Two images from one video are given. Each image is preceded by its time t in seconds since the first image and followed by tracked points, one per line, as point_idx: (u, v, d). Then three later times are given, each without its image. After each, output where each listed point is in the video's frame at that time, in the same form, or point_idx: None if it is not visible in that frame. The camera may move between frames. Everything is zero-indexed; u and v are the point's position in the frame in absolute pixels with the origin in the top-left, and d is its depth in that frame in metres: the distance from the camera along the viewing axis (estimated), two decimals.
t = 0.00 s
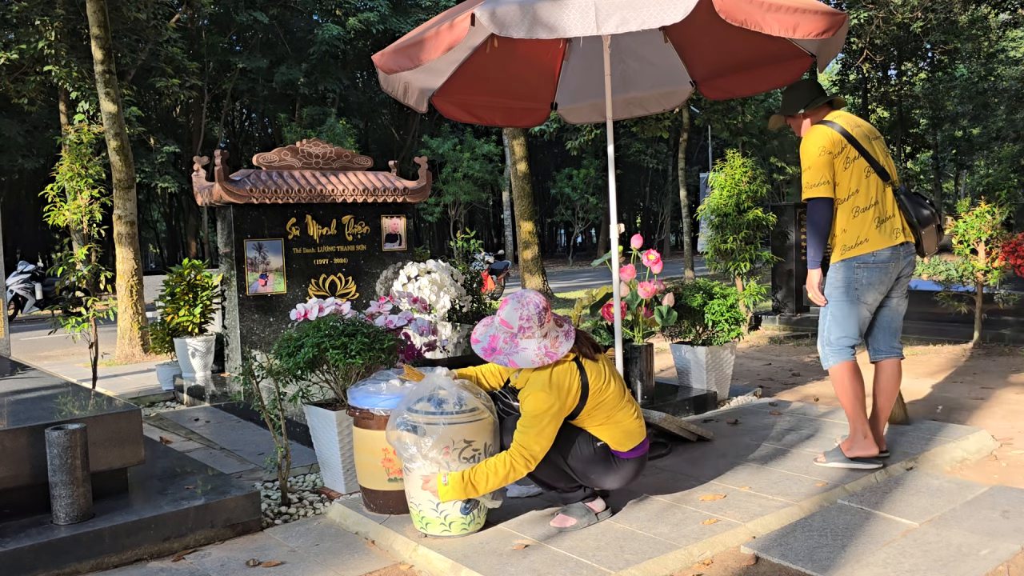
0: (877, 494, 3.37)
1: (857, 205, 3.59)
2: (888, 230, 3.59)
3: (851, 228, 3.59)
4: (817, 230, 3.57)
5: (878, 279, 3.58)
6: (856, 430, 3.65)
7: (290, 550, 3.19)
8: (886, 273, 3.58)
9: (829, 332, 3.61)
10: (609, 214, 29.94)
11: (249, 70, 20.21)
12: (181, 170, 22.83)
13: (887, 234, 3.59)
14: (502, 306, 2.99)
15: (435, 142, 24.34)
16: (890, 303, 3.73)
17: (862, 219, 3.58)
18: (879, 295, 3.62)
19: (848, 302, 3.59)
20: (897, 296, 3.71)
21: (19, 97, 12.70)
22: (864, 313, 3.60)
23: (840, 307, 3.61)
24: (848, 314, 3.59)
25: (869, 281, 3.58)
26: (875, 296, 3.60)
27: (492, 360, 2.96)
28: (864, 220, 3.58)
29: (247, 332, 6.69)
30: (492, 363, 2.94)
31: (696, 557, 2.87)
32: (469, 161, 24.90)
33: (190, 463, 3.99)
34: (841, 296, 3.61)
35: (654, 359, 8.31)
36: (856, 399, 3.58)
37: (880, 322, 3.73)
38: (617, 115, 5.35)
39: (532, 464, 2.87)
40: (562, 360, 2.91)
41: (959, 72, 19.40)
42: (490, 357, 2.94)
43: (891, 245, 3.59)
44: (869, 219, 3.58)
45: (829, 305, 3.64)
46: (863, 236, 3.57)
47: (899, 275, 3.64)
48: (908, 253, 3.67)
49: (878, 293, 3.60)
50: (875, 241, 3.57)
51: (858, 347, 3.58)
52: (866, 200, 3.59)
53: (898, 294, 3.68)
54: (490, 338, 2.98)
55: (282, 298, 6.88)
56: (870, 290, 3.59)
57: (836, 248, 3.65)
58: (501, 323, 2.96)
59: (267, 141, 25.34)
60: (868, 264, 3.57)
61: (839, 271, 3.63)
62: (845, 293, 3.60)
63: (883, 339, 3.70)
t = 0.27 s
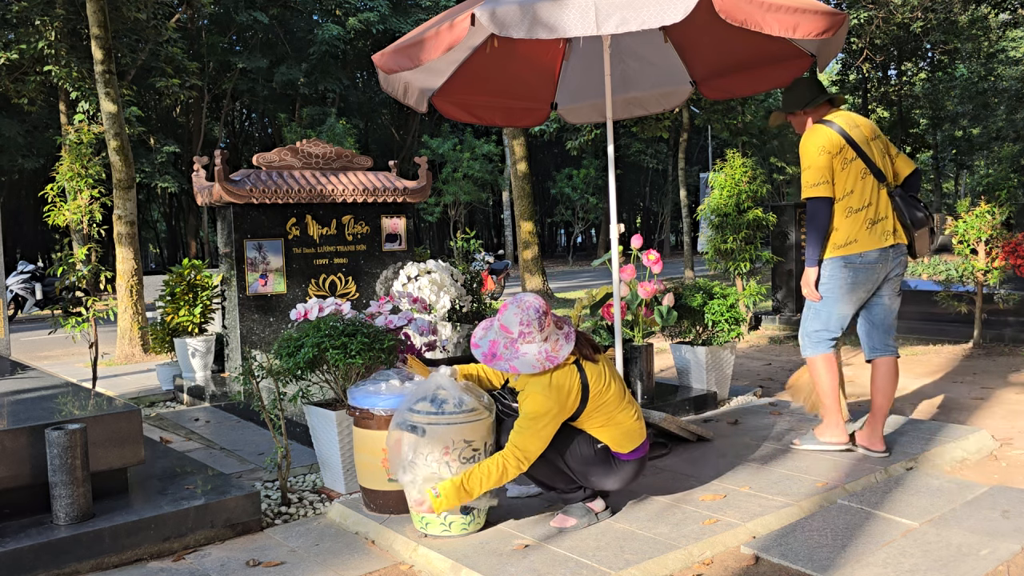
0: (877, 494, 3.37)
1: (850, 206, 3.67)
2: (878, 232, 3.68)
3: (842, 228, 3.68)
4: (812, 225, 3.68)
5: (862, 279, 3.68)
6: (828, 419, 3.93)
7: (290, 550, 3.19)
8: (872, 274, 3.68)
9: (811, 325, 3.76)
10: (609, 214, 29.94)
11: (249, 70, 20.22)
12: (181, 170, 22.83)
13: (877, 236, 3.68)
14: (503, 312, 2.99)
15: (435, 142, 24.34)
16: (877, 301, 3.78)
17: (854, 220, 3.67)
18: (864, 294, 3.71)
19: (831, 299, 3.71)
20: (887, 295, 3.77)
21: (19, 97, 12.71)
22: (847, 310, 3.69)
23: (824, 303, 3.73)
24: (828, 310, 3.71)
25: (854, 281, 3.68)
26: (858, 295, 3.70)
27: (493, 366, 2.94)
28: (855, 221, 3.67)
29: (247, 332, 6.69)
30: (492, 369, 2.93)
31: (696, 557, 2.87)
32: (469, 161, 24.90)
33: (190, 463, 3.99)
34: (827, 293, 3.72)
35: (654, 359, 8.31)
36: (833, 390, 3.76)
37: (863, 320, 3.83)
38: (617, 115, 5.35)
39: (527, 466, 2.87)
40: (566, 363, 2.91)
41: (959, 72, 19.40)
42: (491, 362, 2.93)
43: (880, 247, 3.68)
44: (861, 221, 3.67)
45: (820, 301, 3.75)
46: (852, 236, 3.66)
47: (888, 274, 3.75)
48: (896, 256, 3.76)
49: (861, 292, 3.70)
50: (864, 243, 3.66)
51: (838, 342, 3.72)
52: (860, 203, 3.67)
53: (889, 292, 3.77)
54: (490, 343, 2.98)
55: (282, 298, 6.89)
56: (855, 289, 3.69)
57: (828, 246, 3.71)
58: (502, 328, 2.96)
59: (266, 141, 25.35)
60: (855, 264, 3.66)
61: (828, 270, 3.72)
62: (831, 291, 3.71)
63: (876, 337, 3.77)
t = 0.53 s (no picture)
0: (877, 494, 3.37)
1: (835, 208, 3.72)
2: (866, 232, 3.73)
3: (829, 231, 3.74)
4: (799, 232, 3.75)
5: (853, 280, 3.73)
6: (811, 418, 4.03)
7: (290, 550, 3.19)
8: (862, 274, 3.73)
9: (811, 331, 3.82)
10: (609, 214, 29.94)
11: (249, 70, 20.22)
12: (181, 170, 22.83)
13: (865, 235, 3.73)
14: (501, 309, 3.00)
15: (435, 142, 24.34)
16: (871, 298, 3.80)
17: (841, 221, 3.72)
18: (858, 294, 3.75)
19: (825, 303, 3.77)
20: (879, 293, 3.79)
21: (19, 97, 12.71)
22: (843, 313, 3.76)
23: (818, 308, 3.80)
24: (825, 314, 3.78)
25: (845, 282, 3.73)
26: (851, 297, 3.74)
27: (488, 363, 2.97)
28: (842, 222, 3.71)
29: (247, 332, 6.69)
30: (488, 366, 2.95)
31: (696, 557, 2.87)
32: (469, 161, 24.90)
33: (191, 463, 3.99)
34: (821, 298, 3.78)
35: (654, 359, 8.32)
36: (821, 397, 3.88)
37: (855, 319, 3.85)
38: (617, 115, 5.35)
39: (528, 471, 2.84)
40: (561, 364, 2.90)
41: (959, 72, 19.40)
42: (486, 359, 2.95)
43: (868, 246, 3.73)
44: (848, 222, 3.72)
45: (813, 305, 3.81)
46: (840, 237, 3.71)
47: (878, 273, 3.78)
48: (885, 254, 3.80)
49: (854, 293, 3.74)
50: (852, 244, 3.71)
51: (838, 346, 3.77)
52: (846, 204, 3.71)
53: (880, 291, 3.79)
54: (488, 339, 2.99)
55: (282, 298, 6.89)
56: (847, 290, 3.74)
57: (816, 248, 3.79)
58: (498, 325, 2.97)
59: (266, 141, 25.36)
60: (845, 265, 3.72)
61: (818, 270, 3.80)
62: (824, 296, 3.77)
63: (869, 337, 3.77)
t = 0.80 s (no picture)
0: (877, 494, 3.37)
1: (815, 206, 3.80)
2: (847, 228, 3.79)
3: (811, 230, 3.82)
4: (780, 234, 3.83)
5: (841, 277, 3.76)
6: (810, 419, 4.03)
7: (290, 550, 3.19)
8: (848, 270, 3.76)
9: (806, 332, 3.86)
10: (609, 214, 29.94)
11: (249, 70, 20.22)
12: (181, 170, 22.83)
13: (847, 232, 3.78)
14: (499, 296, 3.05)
15: (435, 142, 24.34)
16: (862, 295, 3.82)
17: (822, 220, 3.79)
18: (847, 292, 3.78)
19: (815, 302, 3.82)
20: (867, 290, 3.82)
21: (19, 97, 12.70)
22: (835, 310, 3.79)
23: (809, 307, 3.85)
24: (816, 313, 3.82)
25: (833, 280, 3.77)
26: (840, 294, 3.77)
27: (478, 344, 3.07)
28: (823, 221, 3.79)
29: (247, 332, 6.69)
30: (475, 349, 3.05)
31: (696, 557, 2.87)
32: (469, 161, 24.90)
33: (190, 463, 3.98)
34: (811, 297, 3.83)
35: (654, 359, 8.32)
36: (818, 397, 3.90)
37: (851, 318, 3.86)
38: (617, 115, 5.35)
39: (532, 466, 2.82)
40: (545, 360, 2.89)
41: (958, 72, 19.41)
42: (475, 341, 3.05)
43: (851, 243, 3.77)
44: (828, 220, 3.78)
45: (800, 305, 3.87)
46: (822, 236, 3.79)
47: (864, 270, 3.82)
48: (871, 250, 3.84)
49: (843, 290, 3.77)
50: (834, 240, 3.77)
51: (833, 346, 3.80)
52: (824, 202, 3.79)
53: (867, 289, 3.82)
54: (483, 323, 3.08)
55: (282, 298, 6.88)
56: (835, 288, 3.77)
57: (800, 249, 3.89)
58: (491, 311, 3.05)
59: (266, 141, 25.36)
60: (830, 263, 3.77)
61: (806, 271, 3.87)
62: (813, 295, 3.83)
63: (859, 335, 3.78)
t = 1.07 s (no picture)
0: (877, 494, 3.37)
1: (800, 207, 3.85)
2: (836, 226, 3.82)
3: (798, 231, 3.86)
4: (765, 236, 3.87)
5: (831, 275, 3.80)
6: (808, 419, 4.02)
7: (290, 550, 3.19)
8: (839, 268, 3.79)
9: (800, 332, 3.88)
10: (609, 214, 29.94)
11: (249, 70, 20.22)
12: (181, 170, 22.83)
13: (835, 230, 3.82)
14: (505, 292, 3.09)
15: (435, 142, 24.34)
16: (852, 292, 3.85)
17: (808, 220, 3.83)
18: (839, 289, 3.81)
19: (807, 301, 3.85)
20: (856, 287, 3.85)
21: (19, 97, 12.71)
22: (828, 308, 3.82)
23: (802, 307, 3.88)
24: (809, 312, 3.85)
25: (823, 278, 3.81)
26: (832, 291, 3.80)
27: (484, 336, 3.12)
28: (810, 221, 3.83)
29: (247, 332, 6.68)
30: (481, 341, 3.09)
31: (696, 557, 2.87)
32: (469, 161, 24.90)
33: (190, 463, 3.98)
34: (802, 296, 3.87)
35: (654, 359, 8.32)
36: (816, 396, 3.90)
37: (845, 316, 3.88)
38: (617, 115, 5.34)
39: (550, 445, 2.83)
40: (533, 352, 2.88)
41: (959, 72, 19.41)
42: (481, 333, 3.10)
43: (840, 240, 3.81)
44: (815, 218, 3.83)
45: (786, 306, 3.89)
46: (810, 236, 3.83)
47: (852, 269, 3.84)
48: (859, 248, 3.87)
49: (835, 287, 3.80)
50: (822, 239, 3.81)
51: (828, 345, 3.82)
52: (810, 201, 3.84)
53: (856, 287, 3.84)
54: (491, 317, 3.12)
55: (282, 297, 6.88)
56: (826, 286, 3.81)
57: (788, 249, 3.94)
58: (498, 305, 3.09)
59: (266, 141, 25.37)
60: (819, 261, 3.81)
61: (796, 270, 3.92)
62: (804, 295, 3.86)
63: (848, 333, 3.80)
